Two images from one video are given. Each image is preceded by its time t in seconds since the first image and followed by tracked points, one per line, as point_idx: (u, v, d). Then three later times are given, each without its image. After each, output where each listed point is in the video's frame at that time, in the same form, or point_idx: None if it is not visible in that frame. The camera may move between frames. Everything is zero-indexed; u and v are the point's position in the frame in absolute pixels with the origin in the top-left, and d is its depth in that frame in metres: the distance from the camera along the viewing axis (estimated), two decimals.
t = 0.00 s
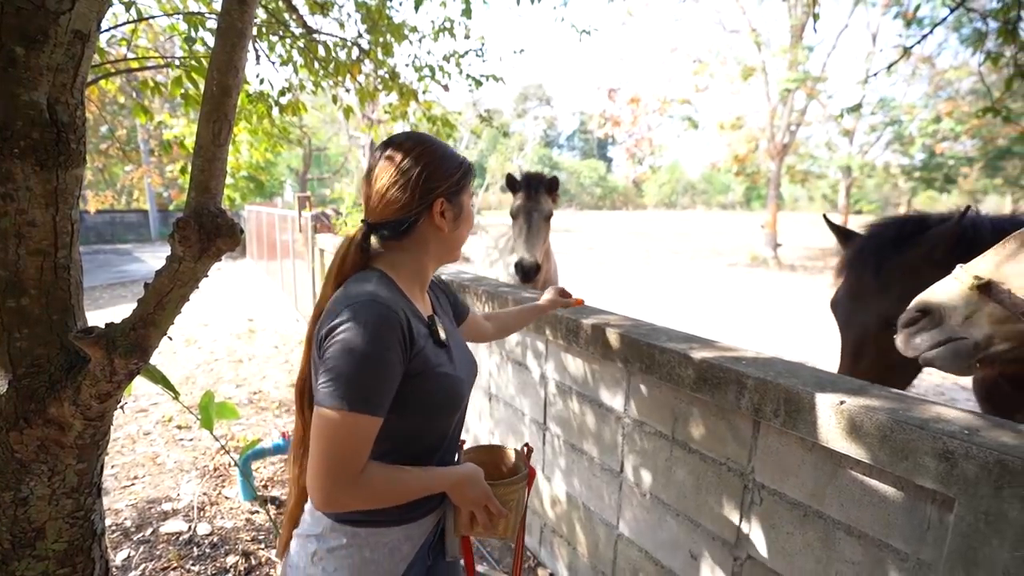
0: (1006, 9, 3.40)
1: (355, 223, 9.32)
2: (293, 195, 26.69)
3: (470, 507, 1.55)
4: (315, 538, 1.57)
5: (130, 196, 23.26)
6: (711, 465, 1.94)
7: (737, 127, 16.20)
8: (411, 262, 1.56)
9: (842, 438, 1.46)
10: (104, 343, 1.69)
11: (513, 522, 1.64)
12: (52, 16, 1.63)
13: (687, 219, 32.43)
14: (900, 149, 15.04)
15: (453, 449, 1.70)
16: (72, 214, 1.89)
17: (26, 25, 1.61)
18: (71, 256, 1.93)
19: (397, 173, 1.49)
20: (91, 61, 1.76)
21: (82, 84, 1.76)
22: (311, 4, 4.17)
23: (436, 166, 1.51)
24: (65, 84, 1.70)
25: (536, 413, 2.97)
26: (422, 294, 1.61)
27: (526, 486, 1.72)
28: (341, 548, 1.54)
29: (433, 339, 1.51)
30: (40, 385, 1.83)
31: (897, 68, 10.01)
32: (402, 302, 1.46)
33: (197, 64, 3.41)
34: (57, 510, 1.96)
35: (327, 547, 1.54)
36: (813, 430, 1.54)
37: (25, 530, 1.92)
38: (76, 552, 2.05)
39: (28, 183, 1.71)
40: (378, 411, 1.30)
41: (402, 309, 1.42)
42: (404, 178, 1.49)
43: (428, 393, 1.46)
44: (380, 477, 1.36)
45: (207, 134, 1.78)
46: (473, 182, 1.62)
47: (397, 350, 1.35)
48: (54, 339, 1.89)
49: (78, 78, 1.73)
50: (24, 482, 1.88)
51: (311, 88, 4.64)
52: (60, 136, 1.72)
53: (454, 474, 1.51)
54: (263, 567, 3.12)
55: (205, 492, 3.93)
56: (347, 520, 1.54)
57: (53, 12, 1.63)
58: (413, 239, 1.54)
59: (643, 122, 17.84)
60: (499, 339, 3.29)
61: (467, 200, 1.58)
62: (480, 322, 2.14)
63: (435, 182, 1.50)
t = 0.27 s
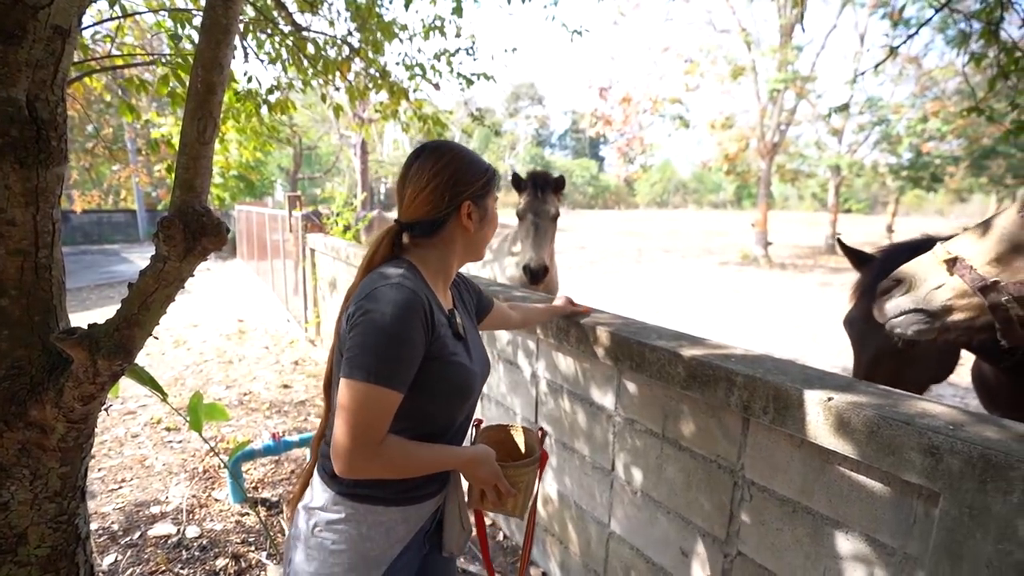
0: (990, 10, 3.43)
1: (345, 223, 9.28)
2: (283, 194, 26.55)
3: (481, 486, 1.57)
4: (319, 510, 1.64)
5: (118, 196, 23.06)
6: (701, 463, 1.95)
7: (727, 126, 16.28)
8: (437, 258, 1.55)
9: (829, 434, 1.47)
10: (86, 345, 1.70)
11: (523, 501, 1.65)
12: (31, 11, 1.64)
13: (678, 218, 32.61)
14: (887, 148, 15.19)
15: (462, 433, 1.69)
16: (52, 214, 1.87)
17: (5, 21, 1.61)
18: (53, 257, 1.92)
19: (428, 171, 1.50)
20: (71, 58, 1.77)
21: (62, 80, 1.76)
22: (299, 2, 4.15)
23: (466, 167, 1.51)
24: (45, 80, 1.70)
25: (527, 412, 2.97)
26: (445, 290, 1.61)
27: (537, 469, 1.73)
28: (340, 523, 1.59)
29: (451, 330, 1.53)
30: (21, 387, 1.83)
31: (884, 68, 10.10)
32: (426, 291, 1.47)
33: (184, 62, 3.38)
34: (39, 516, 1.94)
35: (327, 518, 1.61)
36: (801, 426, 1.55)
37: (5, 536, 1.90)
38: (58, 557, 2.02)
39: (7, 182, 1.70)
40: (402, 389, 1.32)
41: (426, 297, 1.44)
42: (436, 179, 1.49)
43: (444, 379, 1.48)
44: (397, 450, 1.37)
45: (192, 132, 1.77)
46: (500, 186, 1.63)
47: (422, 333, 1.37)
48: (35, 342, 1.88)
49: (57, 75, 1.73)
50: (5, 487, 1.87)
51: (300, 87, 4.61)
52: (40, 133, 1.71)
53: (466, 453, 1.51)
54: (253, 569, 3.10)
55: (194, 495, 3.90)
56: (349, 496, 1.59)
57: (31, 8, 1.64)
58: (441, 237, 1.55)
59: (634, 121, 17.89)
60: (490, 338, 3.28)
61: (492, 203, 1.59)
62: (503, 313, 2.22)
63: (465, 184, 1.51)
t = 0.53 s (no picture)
0: (980, 10, 3.44)
1: (339, 222, 9.26)
2: (277, 194, 26.47)
3: (483, 476, 1.56)
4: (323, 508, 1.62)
5: (110, 195, 22.90)
6: (694, 462, 1.95)
7: (722, 126, 16.31)
8: (425, 255, 1.56)
9: (820, 433, 1.47)
10: (70, 347, 1.70)
11: (526, 491, 1.65)
12: (12, 7, 1.63)
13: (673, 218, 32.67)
14: (880, 148, 15.24)
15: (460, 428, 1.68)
16: (37, 214, 1.87)
17: None
18: (37, 258, 1.92)
19: (415, 170, 1.49)
20: (54, 54, 1.75)
21: (45, 77, 1.75)
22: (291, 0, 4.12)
23: (454, 166, 1.49)
24: (26, 77, 1.69)
25: (521, 411, 2.96)
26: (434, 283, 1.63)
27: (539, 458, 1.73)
28: (344, 519, 1.57)
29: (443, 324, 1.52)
30: (6, 388, 1.85)
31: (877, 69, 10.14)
32: (417, 288, 1.46)
33: (173, 60, 3.35)
34: (25, 518, 1.97)
35: (332, 519, 1.59)
36: (793, 425, 1.55)
37: None
38: (46, 560, 2.05)
39: None
40: (398, 386, 1.31)
41: (418, 293, 1.43)
42: (425, 173, 1.48)
43: (438, 374, 1.47)
44: (397, 446, 1.36)
45: (178, 129, 1.76)
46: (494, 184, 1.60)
47: (415, 330, 1.36)
48: (19, 344, 1.89)
49: (39, 72, 1.72)
50: None
51: (293, 85, 4.59)
52: (23, 131, 1.70)
53: (466, 447, 1.51)
54: (245, 571, 3.09)
55: (186, 496, 3.88)
56: (352, 491, 1.57)
57: (12, 3, 1.63)
58: (429, 233, 1.54)
59: (629, 120, 17.90)
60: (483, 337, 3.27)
61: (484, 201, 1.56)
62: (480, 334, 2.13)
63: (453, 180, 1.49)
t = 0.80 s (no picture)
0: (975, 11, 3.44)
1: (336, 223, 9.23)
2: (274, 195, 26.43)
3: (484, 471, 1.56)
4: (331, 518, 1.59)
5: (105, 195, 22.82)
6: (690, 463, 1.95)
7: (719, 126, 16.33)
8: (390, 259, 1.54)
9: (815, 433, 1.47)
10: (63, 348, 1.70)
11: (531, 480, 1.67)
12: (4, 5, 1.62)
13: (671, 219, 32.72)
14: (877, 149, 15.27)
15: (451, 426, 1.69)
16: (28, 214, 1.86)
17: None
18: (29, 259, 1.91)
19: (396, 166, 1.53)
20: (47, 53, 1.75)
21: (36, 76, 1.75)
22: None
23: (428, 168, 1.49)
24: (18, 75, 1.69)
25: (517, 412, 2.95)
26: (404, 285, 1.60)
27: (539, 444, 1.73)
28: (352, 529, 1.55)
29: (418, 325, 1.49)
30: None
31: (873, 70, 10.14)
32: (388, 292, 1.44)
33: (168, 59, 3.33)
34: (17, 521, 1.96)
35: (340, 528, 1.56)
36: (789, 426, 1.54)
37: None
38: (36, 563, 2.04)
39: None
40: (376, 396, 1.30)
41: (390, 298, 1.40)
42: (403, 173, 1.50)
43: (420, 375, 1.46)
44: (388, 454, 1.36)
45: (171, 129, 1.75)
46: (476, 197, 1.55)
47: (388, 336, 1.34)
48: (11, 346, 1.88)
49: (31, 70, 1.72)
50: None
51: (289, 85, 4.57)
52: (14, 129, 1.70)
53: (463, 443, 1.51)
54: (240, 573, 3.07)
55: (181, 498, 3.87)
56: (357, 501, 1.55)
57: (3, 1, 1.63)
58: (399, 233, 1.52)
59: (626, 121, 17.92)
60: (480, 338, 3.27)
61: (458, 211, 1.51)
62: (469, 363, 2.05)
63: (427, 183, 1.47)
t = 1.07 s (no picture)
0: (972, 11, 3.44)
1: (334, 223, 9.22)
2: (272, 194, 26.41)
3: (472, 468, 1.58)
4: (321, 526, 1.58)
5: (103, 195, 22.77)
6: (687, 462, 1.95)
7: (717, 126, 16.34)
8: (367, 259, 1.53)
9: (812, 432, 1.47)
10: (59, 348, 1.70)
11: (523, 475, 1.66)
12: None
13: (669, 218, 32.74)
14: (875, 149, 15.27)
15: (440, 427, 1.70)
16: (24, 214, 1.86)
17: None
18: (24, 259, 1.91)
19: (370, 164, 1.53)
20: (43, 52, 1.75)
21: (32, 76, 1.74)
22: None
23: (400, 165, 1.49)
24: (13, 75, 1.69)
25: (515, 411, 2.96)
26: (384, 286, 1.59)
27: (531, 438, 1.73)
28: (342, 536, 1.55)
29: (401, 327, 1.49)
30: None
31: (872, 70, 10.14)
32: (367, 296, 1.43)
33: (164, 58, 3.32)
34: (14, 522, 1.96)
35: (330, 535, 1.56)
36: (786, 425, 1.55)
37: None
38: (32, 564, 2.04)
39: None
40: (354, 406, 1.30)
41: (367, 304, 1.40)
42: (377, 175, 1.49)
43: (403, 379, 1.46)
44: (370, 460, 1.37)
45: (168, 129, 1.75)
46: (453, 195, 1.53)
47: (365, 343, 1.33)
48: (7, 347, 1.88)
49: (26, 69, 1.71)
50: None
51: (287, 84, 4.56)
52: (9, 129, 1.69)
53: (449, 442, 1.53)
54: (238, 573, 3.07)
55: (179, 498, 3.86)
56: (348, 508, 1.55)
57: None
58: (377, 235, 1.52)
59: (624, 120, 17.92)
60: (478, 337, 3.27)
61: (434, 209, 1.50)
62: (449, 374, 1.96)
63: (401, 183, 1.46)
